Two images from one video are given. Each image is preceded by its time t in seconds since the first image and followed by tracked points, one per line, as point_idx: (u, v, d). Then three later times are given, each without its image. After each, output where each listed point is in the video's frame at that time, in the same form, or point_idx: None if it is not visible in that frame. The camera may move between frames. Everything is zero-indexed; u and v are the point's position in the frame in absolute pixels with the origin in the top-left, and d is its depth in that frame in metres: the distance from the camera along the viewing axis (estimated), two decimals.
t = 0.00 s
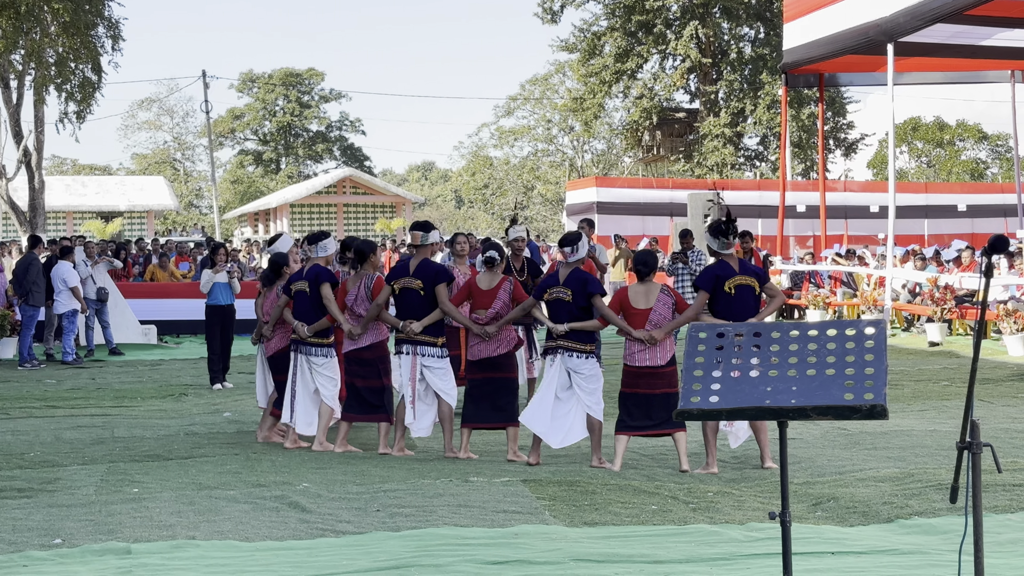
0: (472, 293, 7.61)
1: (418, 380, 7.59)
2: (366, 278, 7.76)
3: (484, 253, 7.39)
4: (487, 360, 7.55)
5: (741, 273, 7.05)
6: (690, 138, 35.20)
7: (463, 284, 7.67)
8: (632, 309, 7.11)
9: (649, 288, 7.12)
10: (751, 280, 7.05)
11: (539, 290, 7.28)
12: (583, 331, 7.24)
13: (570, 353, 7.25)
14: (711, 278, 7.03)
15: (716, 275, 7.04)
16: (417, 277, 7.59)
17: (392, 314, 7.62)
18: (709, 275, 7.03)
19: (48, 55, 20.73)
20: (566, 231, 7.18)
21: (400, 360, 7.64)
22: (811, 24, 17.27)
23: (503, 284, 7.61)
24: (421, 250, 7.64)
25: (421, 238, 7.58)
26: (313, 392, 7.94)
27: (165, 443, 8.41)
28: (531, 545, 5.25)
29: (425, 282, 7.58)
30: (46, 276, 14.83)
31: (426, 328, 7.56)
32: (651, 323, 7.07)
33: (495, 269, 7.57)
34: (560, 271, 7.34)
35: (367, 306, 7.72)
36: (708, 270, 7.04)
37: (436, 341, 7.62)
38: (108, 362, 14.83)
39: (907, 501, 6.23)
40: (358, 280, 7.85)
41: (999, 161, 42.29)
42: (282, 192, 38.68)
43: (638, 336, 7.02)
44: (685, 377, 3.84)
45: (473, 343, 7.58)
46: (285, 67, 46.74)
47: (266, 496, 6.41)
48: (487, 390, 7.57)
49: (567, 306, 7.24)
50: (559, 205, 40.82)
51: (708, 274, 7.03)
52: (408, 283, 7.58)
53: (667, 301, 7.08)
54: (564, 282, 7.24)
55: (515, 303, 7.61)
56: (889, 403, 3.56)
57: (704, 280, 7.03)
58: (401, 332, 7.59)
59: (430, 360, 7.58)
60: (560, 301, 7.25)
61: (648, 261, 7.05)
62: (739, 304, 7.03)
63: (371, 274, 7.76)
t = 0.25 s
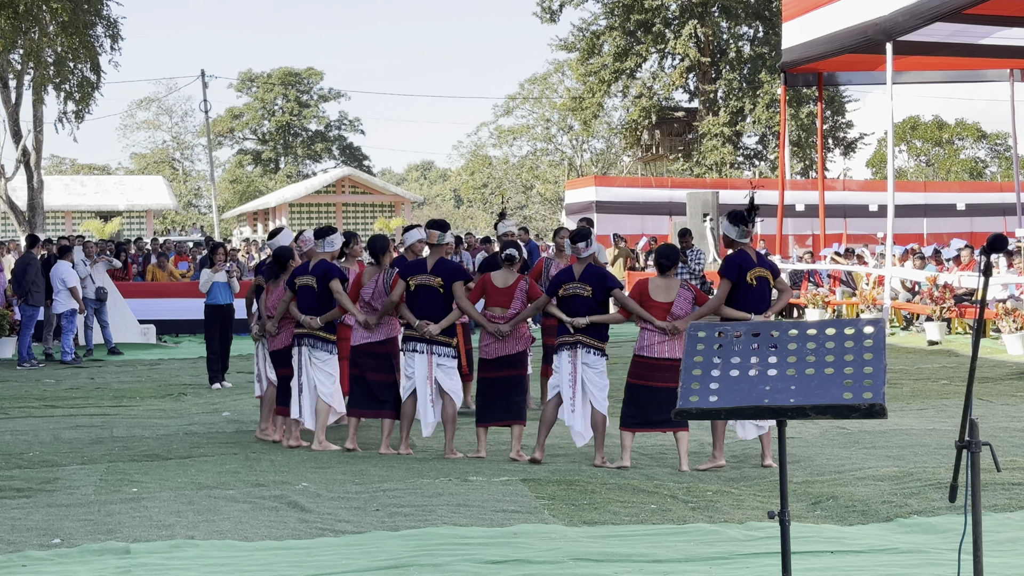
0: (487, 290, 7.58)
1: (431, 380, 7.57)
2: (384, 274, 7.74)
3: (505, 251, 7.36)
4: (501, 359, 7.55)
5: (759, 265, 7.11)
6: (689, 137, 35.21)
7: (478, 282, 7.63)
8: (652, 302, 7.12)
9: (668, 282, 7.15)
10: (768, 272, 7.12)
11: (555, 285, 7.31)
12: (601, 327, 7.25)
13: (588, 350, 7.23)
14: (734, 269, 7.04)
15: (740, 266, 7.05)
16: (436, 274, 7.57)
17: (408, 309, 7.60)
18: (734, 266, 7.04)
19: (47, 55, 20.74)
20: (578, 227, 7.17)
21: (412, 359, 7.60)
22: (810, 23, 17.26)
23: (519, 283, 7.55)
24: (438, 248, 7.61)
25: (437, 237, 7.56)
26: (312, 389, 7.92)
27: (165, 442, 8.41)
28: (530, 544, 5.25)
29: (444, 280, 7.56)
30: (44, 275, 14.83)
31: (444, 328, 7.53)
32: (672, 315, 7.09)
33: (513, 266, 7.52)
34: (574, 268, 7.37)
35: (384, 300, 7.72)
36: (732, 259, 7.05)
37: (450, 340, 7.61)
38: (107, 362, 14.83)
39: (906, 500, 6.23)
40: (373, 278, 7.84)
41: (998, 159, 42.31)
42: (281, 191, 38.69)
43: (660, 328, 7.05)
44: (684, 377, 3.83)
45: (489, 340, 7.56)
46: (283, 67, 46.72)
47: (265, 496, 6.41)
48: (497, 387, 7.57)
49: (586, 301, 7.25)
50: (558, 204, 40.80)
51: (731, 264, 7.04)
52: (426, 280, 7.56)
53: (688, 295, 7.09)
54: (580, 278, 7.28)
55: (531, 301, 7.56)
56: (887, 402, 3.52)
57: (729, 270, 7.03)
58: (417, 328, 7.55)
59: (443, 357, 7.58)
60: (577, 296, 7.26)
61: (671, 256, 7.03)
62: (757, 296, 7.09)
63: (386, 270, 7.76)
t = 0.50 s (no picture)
0: (492, 291, 7.61)
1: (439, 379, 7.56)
2: (385, 275, 7.71)
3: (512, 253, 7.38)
4: (501, 361, 7.55)
5: (763, 268, 7.10)
6: (689, 137, 35.21)
7: (482, 284, 7.65)
8: (652, 304, 7.12)
9: (670, 285, 7.13)
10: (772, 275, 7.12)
11: (558, 287, 7.28)
12: (602, 331, 7.24)
13: (589, 354, 7.23)
14: (737, 271, 7.05)
15: (743, 268, 7.06)
16: (439, 275, 7.54)
17: (410, 310, 7.57)
18: (736, 268, 7.04)
19: (47, 54, 20.74)
20: (586, 229, 7.18)
21: (416, 359, 7.58)
22: (810, 22, 17.25)
23: (523, 286, 7.59)
24: (442, 249, 7.57)
25: (441, 238, 7.44)
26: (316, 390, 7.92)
27: (165, 442, 8.41)
28: (530, 543, 5.25)
29: (447, 280, 7.53)
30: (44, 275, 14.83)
31: (446, 328, 7.53)
32: (673, 319, 7.09)
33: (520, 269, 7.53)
34: (578, 268, 7.33)
35: (385, 301, 7.72)
36: (734, 263, 7.05)
37: (452, 341, 7.61)
38: (107, 362, 14.82)
39: (906, 499, 6.23)
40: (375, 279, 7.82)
41: (998, 159, 42.30)
42: (280, 191, 38.69)
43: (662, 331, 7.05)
44: (684, 376, 3.83)
45: (491, 343, 7.57)
46: (283, 66, 46.73)
47: (265, 495, 6.41)
48: (501, 390, 7.57)
49: (587, 304, 7.24)
50: (558, 204, 40.79)
51: (734, 266, 7.04)
52: (429, 280, 7.53)
53: (689, 298, 7.10)
54: (583, 280, 7.25)
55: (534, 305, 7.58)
56: (887, 401, 3.52)
57: (731, 273, 7.04)
58: (420, 328, 7.52)
59: (445, 359, 7.58)
60: (580, 298, 7.24)
61: (672, 260, 7.03)
62: (759, 300, 7.08)
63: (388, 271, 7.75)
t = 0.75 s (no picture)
0: (485, 293, 7.63)
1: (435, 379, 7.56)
2: (375, 278, 7.70)
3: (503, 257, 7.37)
4: (498, 363, 7.55)
5: (746, 270, 7.06)
6: (690, 136, 35.19)
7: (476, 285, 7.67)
8: (637, 308, 7.13)
9: (653, 287, 7.14)
10: (755, 276, 7.07)
11: (544, 290, 7.30)
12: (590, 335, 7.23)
13: (579, 356, 7.24)
14: (715, 275, 7.04)
15: (721, 271, 7.04)
16: (427, 276, 7.59)
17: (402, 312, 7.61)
18: (714, 272, 7.04)
19: (48, 54, 20.75)
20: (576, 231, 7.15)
21: (411, 362, 7.60)
22: (811, 22, 17.25)
23: (515, 286, 7.58)
24: (430, 250, 7.63)
25: (429, 239, 7.52)
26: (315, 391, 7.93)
27: (166, 442, 8.41)
28: (531, 543, 5.25)
29: (434, 282, 7.56)
30: (45, 275, 14.83)
31: (438, 328, 7.54)
32: (658, 322, 7.09)
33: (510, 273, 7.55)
34: (563, 271, 7.35)
35: (377, 306, 7.67)
36: (712, 266, 7.05)
37: (446, 341, 7.60)
38: (108, 362, 14.83)
39: (907, 499, 6.23)
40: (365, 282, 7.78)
41: (999, 158, 42.28)
42: (282, 191, 38.70)
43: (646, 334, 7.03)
44: (685, 376, 3.83)
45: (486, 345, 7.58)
46: (284, 66, 46.75)
47: (266, 496, 6.41)
48: (499, 390, 7.58)
49: (572, 307, 7.25)
50: (558, 203, 40.79)
51: (712, 270, 7.04)
52: (416, 282, 7.58)
53: (672, 299, 7.11)
54: (568, 282, 7.26)
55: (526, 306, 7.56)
56: (888, 401, 3.52)
57: (709, 277, 7.03)
58: (411, 330, 7.55)
59: (440, 359, 7.57)
60: (565, 301, 7.26)
61: (654, 263, 7.07)
62: (744, 300, 7.04)
63: (379, 274, 7.71)
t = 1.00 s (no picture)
0: (468, 289, 7.62)
1: (416, 376, 7.58)
2: (360, 272, 7.73)
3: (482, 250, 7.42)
4: (480, 358, 7.54)
5: (725, 263, 7.02)
6: (691, 136, 35.17)
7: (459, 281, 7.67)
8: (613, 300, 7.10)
9: (631, 278, 7.11)
10: (736, 269, 7.01)
11: (520, 288, 7.33)
12: (566, 325, 7.22)
13: (554, 351, 7.23)
14: (693, 268, 7.03)
15: (699, 265, 7.03)
16: (412, 272, 7.58)
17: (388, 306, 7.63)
18: (692, 265, 7.03)
19: (49, 54, 20.76)
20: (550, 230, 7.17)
21: (398, 358, 7.63)
22: (812, 22, 17.24)
23: (496, 280, 7.61)
24: (418, 246, 7.61)
25: (419, 235, 7.50)
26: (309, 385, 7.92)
27: (167, 442, 8.40)
28: (533, 543, 5.25)
29: (418, 277, 7.56)
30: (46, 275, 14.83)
31: (421, 321, 7.51)
32: (634, 312, 7.07)
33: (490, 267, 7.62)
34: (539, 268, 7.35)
35: (362, 300, 7.71)
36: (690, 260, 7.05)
37: (429, 336, 7.57)
38: (109, 362, 14.83)
39: (909, 499, 6.23)
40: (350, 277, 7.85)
41: (1000, 158, 42.27)
42: (283, 191, 38.71)
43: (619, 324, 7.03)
44: (687, 376, 3.84)
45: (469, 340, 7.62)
46: (285, 66, 46.75)
47: (267, 496, 6.41)
48: (485, 385, 7.55)
49: (546, 304, 7.28)
50: (560, 203, 40.78)
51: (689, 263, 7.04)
52: (401, 278, 7.60)
53: (650, 290, 7.07)
54: (542, 280, 7.28)
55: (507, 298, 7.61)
56: (890, 401, 3.52)
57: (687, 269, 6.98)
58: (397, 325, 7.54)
59: (423, 354, 7.55)
60: (540, 299, 7.29)
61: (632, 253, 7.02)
62: (723, 293, 7.01)
63: (364, 268, 7.74)
